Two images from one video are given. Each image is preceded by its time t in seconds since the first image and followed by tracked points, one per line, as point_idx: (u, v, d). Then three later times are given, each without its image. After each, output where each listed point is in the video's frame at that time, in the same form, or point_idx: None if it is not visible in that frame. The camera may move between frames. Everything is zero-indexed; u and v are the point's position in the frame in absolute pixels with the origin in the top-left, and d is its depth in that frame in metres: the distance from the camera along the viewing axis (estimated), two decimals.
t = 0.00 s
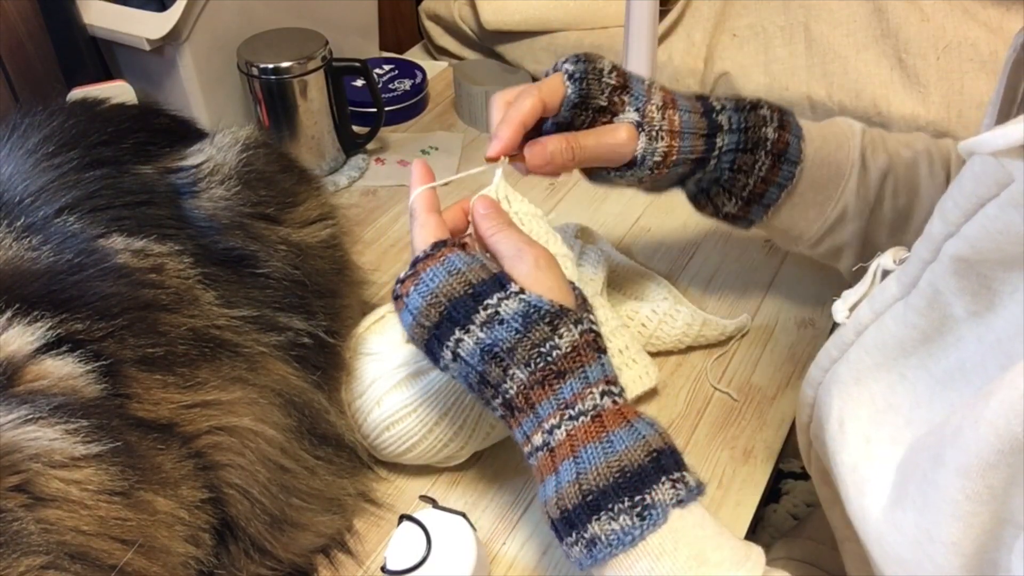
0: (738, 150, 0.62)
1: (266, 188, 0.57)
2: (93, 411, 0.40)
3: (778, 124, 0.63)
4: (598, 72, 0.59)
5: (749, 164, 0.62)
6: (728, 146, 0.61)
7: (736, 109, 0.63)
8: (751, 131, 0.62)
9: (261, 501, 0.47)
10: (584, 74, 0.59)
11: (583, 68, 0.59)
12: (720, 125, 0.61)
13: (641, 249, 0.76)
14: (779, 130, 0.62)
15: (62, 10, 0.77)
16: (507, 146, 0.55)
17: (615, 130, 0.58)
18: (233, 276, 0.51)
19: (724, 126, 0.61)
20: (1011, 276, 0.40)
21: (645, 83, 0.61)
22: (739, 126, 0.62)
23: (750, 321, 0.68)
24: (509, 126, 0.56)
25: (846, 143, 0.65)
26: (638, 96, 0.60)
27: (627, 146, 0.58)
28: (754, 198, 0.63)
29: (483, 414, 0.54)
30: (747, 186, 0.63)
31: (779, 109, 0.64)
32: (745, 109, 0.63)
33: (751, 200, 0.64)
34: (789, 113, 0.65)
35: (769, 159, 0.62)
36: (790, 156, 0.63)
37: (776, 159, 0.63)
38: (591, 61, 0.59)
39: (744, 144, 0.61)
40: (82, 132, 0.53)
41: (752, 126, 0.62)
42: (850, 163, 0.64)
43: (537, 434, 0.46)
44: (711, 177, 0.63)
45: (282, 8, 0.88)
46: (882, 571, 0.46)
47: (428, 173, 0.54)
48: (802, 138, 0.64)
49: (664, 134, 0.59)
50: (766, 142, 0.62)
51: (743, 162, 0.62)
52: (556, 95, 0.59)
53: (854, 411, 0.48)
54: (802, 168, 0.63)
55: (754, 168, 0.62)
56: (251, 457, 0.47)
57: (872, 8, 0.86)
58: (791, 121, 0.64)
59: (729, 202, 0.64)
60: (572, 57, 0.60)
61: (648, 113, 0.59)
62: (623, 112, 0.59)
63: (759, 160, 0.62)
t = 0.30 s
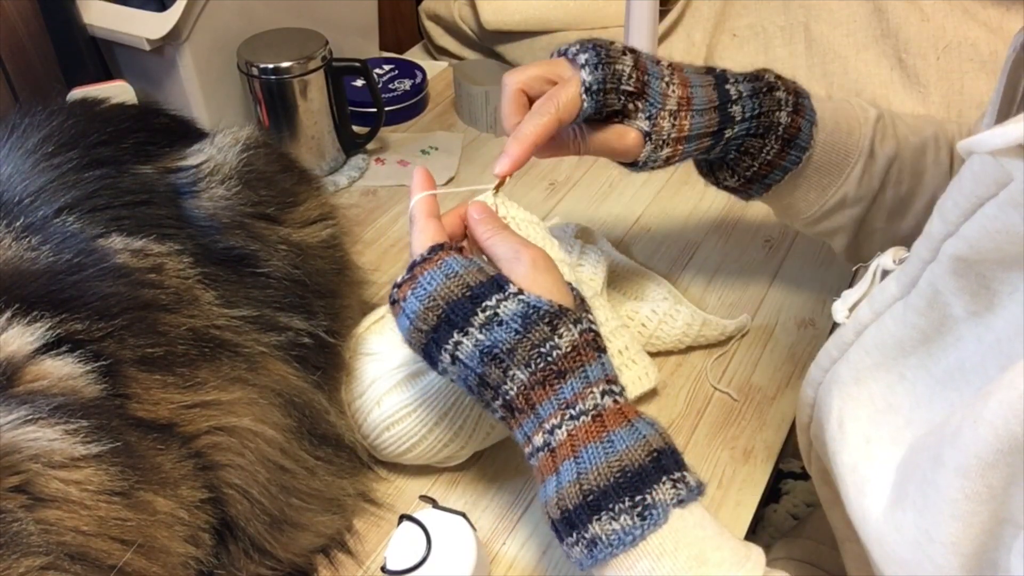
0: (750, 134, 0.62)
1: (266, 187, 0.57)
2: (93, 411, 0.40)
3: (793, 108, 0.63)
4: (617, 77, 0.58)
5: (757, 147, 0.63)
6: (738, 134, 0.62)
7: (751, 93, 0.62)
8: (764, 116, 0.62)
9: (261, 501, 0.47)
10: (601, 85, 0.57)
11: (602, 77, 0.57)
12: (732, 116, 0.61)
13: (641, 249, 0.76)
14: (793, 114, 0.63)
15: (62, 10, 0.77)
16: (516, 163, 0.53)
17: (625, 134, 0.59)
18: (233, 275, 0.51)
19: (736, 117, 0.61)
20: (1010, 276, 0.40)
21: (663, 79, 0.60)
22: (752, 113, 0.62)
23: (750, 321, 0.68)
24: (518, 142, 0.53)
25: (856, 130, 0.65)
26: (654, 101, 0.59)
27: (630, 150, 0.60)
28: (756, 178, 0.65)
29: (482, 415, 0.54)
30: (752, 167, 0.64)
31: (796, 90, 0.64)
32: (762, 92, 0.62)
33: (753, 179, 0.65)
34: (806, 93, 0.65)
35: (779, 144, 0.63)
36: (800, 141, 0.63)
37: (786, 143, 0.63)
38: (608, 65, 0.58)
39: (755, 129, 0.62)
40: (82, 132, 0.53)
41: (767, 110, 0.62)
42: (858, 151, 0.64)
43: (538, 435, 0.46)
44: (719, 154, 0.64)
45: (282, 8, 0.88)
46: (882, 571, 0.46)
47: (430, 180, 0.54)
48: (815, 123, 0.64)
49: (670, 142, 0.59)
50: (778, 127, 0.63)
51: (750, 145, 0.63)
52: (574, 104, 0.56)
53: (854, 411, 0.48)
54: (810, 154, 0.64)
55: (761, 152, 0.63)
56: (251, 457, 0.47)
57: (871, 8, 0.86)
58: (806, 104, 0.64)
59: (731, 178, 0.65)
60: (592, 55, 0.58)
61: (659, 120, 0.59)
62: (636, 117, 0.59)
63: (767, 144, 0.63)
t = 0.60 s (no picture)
0: (751, 151, 0.62)
1: (267, 188, 0.57)
2: (93, 411, 0.40)
3: (797, 123, 0.63)
4: (612, 105, 0.56)
5: (757, 164, 0.63)
6: (737, 154, 0.62)
7: (755, 111, 0.61)
8: (767, 134, 0.62)
9: (260, 501, 0.47)
10: (594, 113, 0.55)
11: (596, 105, 0.55)
12: (733, 137, 0.61)
13: (641, 249, 0.76)
14: (797, 130, 0.63)
15: (62, 9, 0.77)
16: (500, 180, 0.54)
17: (615, 156, 0.59)
18: (234, 276, 0.51)
19: (736, 139, 0.61)
20: (1007, 272, 0.40)
21: (662, 104, 0.58)
22: (754, 132, 0.61)
23: (750, 321, 0.68)
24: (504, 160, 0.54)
25: (862, 141, 0.65)
26: (648, 130, 0.58)
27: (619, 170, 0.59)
28: (756, 190, 0.65)
29: (483, 415, 0.55)
30: (753, 181, 0.64)
31: (800, 103, 0.64)
32: (766, 108, 0.62)
33: (753, 191, 0.65)
34: (811, 107, 0.65)
35: (781, 160, 0.63)
36: (802, 158, 0.63)
37: (788, 159, 0.64)
38: (604, 92, 0.55)
39: (756, 147, 0.62)
40: (82, 132, 0.53)
41: (770, 129, 0.62)
42: (861, 164, 0.65)
43: (558, 417, 0.45)
44: (719, 168, 0.64)
45: (282, 8, 0.88)
46: (882, 571, 0.46)
47: (430, 177, 0.54)
48: (818, 138, 0.64)
49: (661, 167, 0.59)
50: (781, 144, 0.62)
51: (750, 161, 0.63)
52: (563, 128, 0.55)
53: (852, 409, 0.48)
54: (812, 169, 0.64)
55: (761, 168, 0.63)
56: (251, 458, 0.47)
57: (872, 8, 0.86)
58: (810, 118, 0.64)
59: (731, 188, 0.66)
60: (590, 76, 0.55)
61: (652, 148, 0.58)
62: (628, 144, 0.58)
63: (769, 161, 0.63)
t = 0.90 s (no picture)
0: (747, 195, 0.60)
1: (267, 188, 0.57)
2: (93, 411, 0.40)
3: (790, 163, 0.62)
4: (585, 125, 0.56)
5: (756, 207, 0.61)
6: (733, 195, 0.60)
7: (746, 153, 0.60)
8: (761, 176, 0.60)
9: (260, 501, 0.47)
10: (566, 129, 0.56)
11: (569, 121, 0.56)
12: (723, 175, 0.59)
13: (641, 249, 0.76)
14: (790, 170, 0.61)
15: (62, 9, 0.77)
16: (473, 199, 0.56)
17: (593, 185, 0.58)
18: (234, 275, 0.51)
19: (728, 177, 0.60)
20: (1006, 269, 0.40)
21: (641, 131, 0.58)
22: (747, 173, 0.60)
23: (750, 321, 0.68)
24: (477, 180, 0.56)
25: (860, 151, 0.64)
26: (626, 155, 0.57)
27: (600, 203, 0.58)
28: (758, 235, 0.63)
29: (483, 414, 0.55)
30: (753, 226, 0.62)
31: (791, 144, 0.63)
32: (756, 150, 0.60)
33: (756, 236, 0.63)
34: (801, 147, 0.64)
35: (779, 201, 0.61)
36: (801, 197, 0.62)
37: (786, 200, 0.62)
38: (577, 111, 0.56)
39: (752, 190, 0.60)
40: (82, 132, 0.53)
41: (764, 170, 0.60)
42: (861, 203, 0.64)
43: (574, 406, 0.45)
44: (716, 216, 0.62)
45: (282, 8, 0.88)
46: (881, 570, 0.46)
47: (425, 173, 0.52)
48: (814, 174, 0.63)
49: (647, 197, 0.57)
50: (778, 184, 0.61)
51: (749, 206, 0.61)
52: (534, 147, 0.57)
53: (852, 408, 0.48)
54: (810, 209, 0.63)
55: (761, 211, 0.62)
56: (251, 458, 0.47)
57: (872, 8, 0.86)
58: (802, 157, 0.63)
59: (732, 237, 0.63)
60: (564, 98, 0.57)
61: (632, 176, 0.57)
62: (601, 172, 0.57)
63: (768, 203, 0.61)
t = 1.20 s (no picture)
0: (732, 233, 0.61)
1: (267, 188, 0.57)
2: (93, 411, 0.40)
3: (772, 200, 0.62)
4: (599, 134, 0.61)
5: (742, 245, 0.62)
6: (717, 234, 0.61)
7: (729, 193, 0.62)
8: (744, 214, 0.61)
9: (261, 501, 0.47)
10: (583, 131, 0.60)
11: (586, 124, 0.60)
12: (709, 216, 0.61)
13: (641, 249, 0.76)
14: (773, 206, 0.62)
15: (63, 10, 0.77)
16: (482, 168, 0.59)
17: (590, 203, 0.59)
18: (234, 276, 0.51)
19: (713, 217, 0.61)
20: (1007, 273, 0.40)
21: (644, 161, 0.62)
22: (731, 213, 0.61)
23: (750, 321, 0.68)
24: (488, 148, 0.59)
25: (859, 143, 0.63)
26: (627, 176, 0.60)
27: (594, 220, 0.59)
28: (749, 271, 0.63)
29: (482, 416, 0.54)
30: (741, 263, 0.62)
31: (773, 180, 0.64)
32: (739, 188, 0.62)
33: (746, 274, 0.63)
34: (783, 183, 0.65)
35: (765, 237, 0.61)
36: (786, 230, 0.62)
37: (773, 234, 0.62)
38: (595, 121, 0.61)
39: (736, 229, 0.61)
40: (83, 132, 0.53)
41: (746, 207, 0.61)
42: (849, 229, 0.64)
43: (535, 436, 0.45)
44: (701, 257, 0.63)
45: (282, 8, 0.88)
46: (881, 571, 0.46)
47: (374, 206, 0.56)
48: (797, 209, 0.63)
49: (638, 223, 0.60)
50: (761, 222, 0.61)
51: (733, 245, 0.61)
52: (547, 132, 0.61)
53: (852, 410, 0.48)
54: (798, 243, 0.63)
55: (747, 248, 0.62)
56: (251, 458, 0.47)
57: (872, 7, 0.86)
58: (784, 193, 0.63)
59: (722, 276, 0.63)
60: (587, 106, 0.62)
61: (629, 196, 0.60)
62: (602, 189, 0.60)
63: (752, 240, 0.61)
